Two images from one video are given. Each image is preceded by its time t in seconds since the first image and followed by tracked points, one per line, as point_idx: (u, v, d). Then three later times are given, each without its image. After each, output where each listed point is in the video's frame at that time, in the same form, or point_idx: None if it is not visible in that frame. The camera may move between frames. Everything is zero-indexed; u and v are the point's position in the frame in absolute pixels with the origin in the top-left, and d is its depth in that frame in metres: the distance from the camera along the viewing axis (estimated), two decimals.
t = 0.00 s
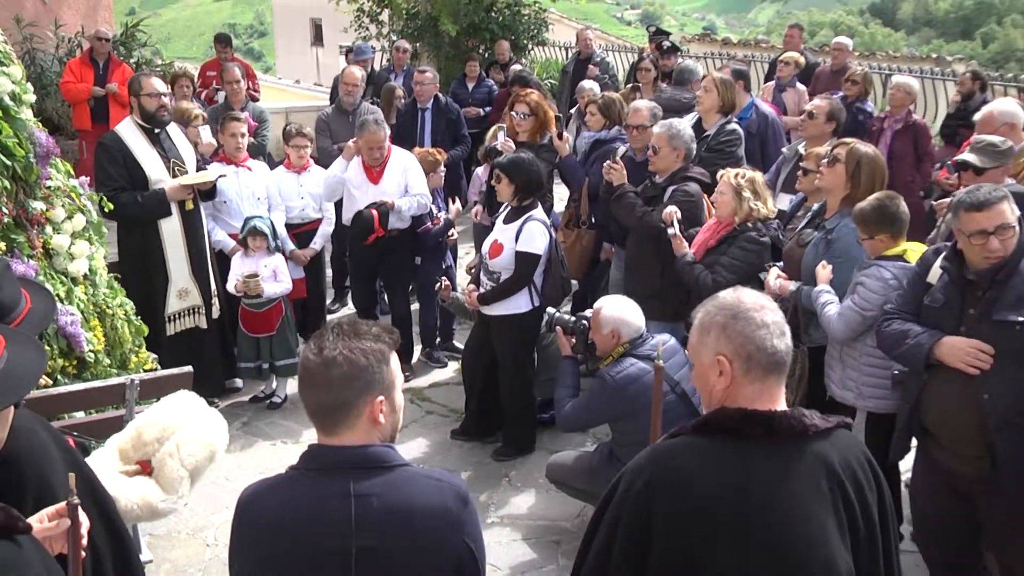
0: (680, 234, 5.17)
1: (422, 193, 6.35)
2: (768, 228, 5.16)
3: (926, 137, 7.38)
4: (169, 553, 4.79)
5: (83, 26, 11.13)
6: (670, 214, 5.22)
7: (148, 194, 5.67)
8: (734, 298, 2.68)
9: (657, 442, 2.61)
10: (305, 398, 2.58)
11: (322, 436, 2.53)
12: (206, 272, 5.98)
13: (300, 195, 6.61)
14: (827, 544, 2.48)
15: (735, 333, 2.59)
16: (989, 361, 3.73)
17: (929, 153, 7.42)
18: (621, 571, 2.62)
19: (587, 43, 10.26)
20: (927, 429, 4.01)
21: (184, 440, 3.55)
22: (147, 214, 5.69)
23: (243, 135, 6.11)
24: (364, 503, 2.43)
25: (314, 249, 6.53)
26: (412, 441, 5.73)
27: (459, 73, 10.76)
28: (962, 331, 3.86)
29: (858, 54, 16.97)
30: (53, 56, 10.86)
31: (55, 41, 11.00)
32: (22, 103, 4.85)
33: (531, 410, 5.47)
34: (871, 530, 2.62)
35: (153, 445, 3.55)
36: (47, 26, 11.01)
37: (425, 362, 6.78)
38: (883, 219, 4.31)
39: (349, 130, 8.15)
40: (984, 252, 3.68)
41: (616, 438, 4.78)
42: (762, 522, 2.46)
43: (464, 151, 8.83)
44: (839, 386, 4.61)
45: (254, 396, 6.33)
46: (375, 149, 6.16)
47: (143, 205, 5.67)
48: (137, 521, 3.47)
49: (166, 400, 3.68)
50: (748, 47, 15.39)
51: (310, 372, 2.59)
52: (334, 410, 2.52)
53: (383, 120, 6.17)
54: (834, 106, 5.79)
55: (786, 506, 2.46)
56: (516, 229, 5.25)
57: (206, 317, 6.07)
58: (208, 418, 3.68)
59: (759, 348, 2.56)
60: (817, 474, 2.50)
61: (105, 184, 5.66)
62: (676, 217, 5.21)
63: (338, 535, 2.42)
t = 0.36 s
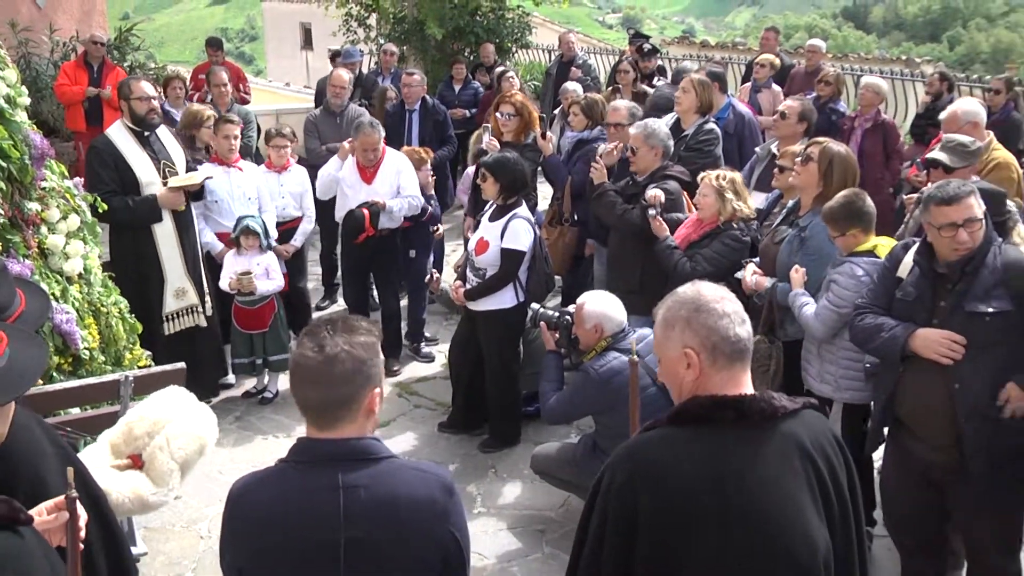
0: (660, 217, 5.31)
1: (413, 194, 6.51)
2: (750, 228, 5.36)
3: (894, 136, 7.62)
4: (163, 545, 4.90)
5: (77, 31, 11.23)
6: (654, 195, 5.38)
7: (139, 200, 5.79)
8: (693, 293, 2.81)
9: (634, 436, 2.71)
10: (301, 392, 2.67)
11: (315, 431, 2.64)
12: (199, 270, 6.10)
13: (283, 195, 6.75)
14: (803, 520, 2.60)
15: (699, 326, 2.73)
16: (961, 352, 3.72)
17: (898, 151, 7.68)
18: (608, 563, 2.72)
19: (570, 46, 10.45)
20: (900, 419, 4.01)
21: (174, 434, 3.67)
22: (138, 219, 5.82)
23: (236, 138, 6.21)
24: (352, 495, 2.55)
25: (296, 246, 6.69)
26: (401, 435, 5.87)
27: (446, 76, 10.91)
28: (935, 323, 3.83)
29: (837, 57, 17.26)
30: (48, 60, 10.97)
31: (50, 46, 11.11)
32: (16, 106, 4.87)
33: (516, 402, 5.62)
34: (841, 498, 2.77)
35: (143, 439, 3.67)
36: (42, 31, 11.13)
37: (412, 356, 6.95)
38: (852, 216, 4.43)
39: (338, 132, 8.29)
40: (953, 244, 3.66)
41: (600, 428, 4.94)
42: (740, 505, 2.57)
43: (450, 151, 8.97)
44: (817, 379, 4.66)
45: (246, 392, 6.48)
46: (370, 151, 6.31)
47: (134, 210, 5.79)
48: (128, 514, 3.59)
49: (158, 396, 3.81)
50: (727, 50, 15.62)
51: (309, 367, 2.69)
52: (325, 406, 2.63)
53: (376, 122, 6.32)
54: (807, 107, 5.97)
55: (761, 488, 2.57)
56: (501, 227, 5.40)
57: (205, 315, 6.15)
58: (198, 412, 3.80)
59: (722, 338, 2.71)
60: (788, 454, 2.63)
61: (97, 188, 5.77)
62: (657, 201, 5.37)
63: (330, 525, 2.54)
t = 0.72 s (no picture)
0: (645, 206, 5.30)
1: (402, 188, 6.49)
2: (737, 221, 5.35)
3: (879, 128, 7.63)
4: (151, 542, 4.88)
5: (60, 26, 11.16)
6: (637, 184, 5.38)
7: (125, 196, 5.76)
8: (678, 284, 2.82)
9: (620, 426, 2.71)
10: (302, 388, 2.63)
11: (314, 427, 2.62)
12: (184, 272, 6.11)
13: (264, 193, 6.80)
14: (790, 507, 2.61)
15: (679, 316, 2.73)
16: (945, 345, 3.72)
17: (883, 144, 7.69)
18: (596, 555, 2.72)
19: (555, 40, 10.45)
20: (885, 410, 4.04)
21: (159, 430, 3.65)
22: (120, 214, 5.77)
23: (219, 134, 6.19)
24: (341, 489, 2.54)
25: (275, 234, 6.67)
26: (390, 430, 5.88)
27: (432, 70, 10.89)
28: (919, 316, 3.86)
29: (822, 50, 17.32)
30: (31, 56, 10.90)
31: (32, 41, 11.04)
32: None
33: (504, 396, 5.62)
34: (827, 485, 2.78)
35: (128, 435, 3.65)
36: (24, 26, 11.06)
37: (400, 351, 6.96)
38: (833, 210, 4.44)
39: (324, 127, 8.27)
40: (935, 235, 3.68)
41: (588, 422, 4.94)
42: (727, 493, 2.58)
43: (437, 146, 8.96)
44: (804, 375, 4.65)
45: (233, 388, 6.47)
46: (357, 144, 6.28)
47: (119, 206, 5.75)
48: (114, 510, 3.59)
49: (143, 391, 3.79)
50: (711, 44, 15.63)
51: (320, 364, 2.65)
52: (331, 406, 2.62)
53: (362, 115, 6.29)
54: (790, 100, 5.97)
55: (748, 475, 2.58)
56: (488, 221, 5.39)
57: (189, 312, 6.14)
58: (183, 407, 3.78)
59: (703, 329, 2.70)
60: (773, 441, 2.64)
61: (80, 185, 5.71)
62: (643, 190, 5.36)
63: (316, 519, 2.53)
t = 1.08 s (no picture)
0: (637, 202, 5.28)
1: (392, 184, 6.48)
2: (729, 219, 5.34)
3: (868, 126, 7.65)
4: (142, 542, 4.86)
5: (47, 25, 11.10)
6: (631, 179, 5.42)
7: (114, 197, 5.73)
8: (677, 281, 2.81)
9: (613, 422, 2.70)
10: (303, 386, 2.62)
11: (312, 426, 2.62)
12: (171, 268, 6.08)
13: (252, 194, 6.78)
14: (783, 507, 2.61)
15: (675, 315, 2.73)
16: (934, 343, 3.72)
17: (873, 141, 7.70)
18: (587, 550, 2.72)
19: (543, 38, 10.46)
20: (873, 404, 4.05)
21: (149, 428, 3.66)
22: (109, 214, 5.75)
23: (206, 133, 6.20)
24: (338, 487, 2.53)
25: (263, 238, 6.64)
26: (381, 428, 5.87)
27: (422, 69, 10.89)
28: (908, 311, 3.86)
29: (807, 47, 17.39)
30: (18, 56, 10.84)
31: (19, 40, 10.98)
32: None
33: (495, 394, 5.62)
34: (818, 484, 2.78)
35: (118, 434, 3.65)
36: (11, 26, 11.01)
37: (391, 350, 6.95)
38: (817, 208, 4.44)
39: (314, 125, 8.26)
40: (919, 230, 3.71)
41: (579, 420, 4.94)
42: (720, 492, 2.58)
43: (427, 145, 8.95)
44: (792, 373, 4.65)
45: (224, 387, 6.46)
46: (345, 140, 6.28)
47: (107, 206, 5.72)
48: (104, 510, 3.56)
49: (130, 390, 3.78)
50: (700, 41, 15.65)
51: (321, 362, 2.66)
52: (331, 404, 2.62)
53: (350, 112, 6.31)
54: (775, 98, 5.97)
55: (741, 476, 2.58)
56: (479, 219, 5.39)
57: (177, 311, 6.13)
58: (172, 405, 3.80)
59: (697, 328, 2.69)
60: (767, 442, 2.64)
61: (68, 184, 5.68)
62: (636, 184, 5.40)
63: (313, 517, 2.52)
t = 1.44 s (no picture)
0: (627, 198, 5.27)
1: (375, 182, 6.48)
2: (722, 217, 5.33)
3: (858, 123, 7.66)
4: (133, 544, 4.85)
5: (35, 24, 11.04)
6: (622, 177, 5.40)
7: (102, 197, 5.74)
8: (679, 281, 2.78)
9: (603, 420, 2.70)
10: (295, 383, 2.62)
11: (304, 422, 2.61)
12: (161, 268, 6.06)
13: (240, 193, 6.75)
14: (773, 506, 2.61)
15: (676, 315, 2.70)
16: (919, 339, 3.74)
17: (862, 137, 7.72)
18: (574, 546, 2.71)
19: (532, 37, 10.47)
20: (861, 399, 4.06)
21: (140, 430, 3.65)
22: (100, 215, 5.75)
23: (187, 131, 6.15)
24: (328, 486, 2.53)
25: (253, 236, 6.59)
26: (373, 428, 5.87)
27: (412, 68, 10.89)
28: (894, 306, 3.89)
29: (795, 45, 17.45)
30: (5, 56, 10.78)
31: (7, 40, 10.92)
32: None
33: (486, 392, 5.62)
34: (808, 483, 2.78)
35: (109, 436, 3.63)
36: None
37: (382, 349, 6.95)
38: (797, 208, 4.44)
39: (304, 125, 8.24)
40: (896, 231, 3.74)
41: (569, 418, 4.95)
42: (709, 491, 2.57)
43: (417, 144, 8.95)
44: (781, 370, 4.65)
45: (215, 388, 6.45)
46: (327, 138, 6.27)
47: (96, 207, 5.72)
48: (97, 511, 3.52)
49: (124, 392, 3.77)
50: (690, 39, 15.68)
51: (312, 359, 2.66)
52: (324, 399, 2.62)
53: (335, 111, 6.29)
54: (764, 95, 5.98)
55: (732, 475, 2.58)
56: (468, 218, 5.38)
57: (166, 312, 6.11)
58: (164, 407, 3.78)
59: (698, 330, 2.68)
60: (758, 441, 2.64)
61: (57, 185, 5.67)
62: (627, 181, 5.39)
63: (304, 516, 2.51)
